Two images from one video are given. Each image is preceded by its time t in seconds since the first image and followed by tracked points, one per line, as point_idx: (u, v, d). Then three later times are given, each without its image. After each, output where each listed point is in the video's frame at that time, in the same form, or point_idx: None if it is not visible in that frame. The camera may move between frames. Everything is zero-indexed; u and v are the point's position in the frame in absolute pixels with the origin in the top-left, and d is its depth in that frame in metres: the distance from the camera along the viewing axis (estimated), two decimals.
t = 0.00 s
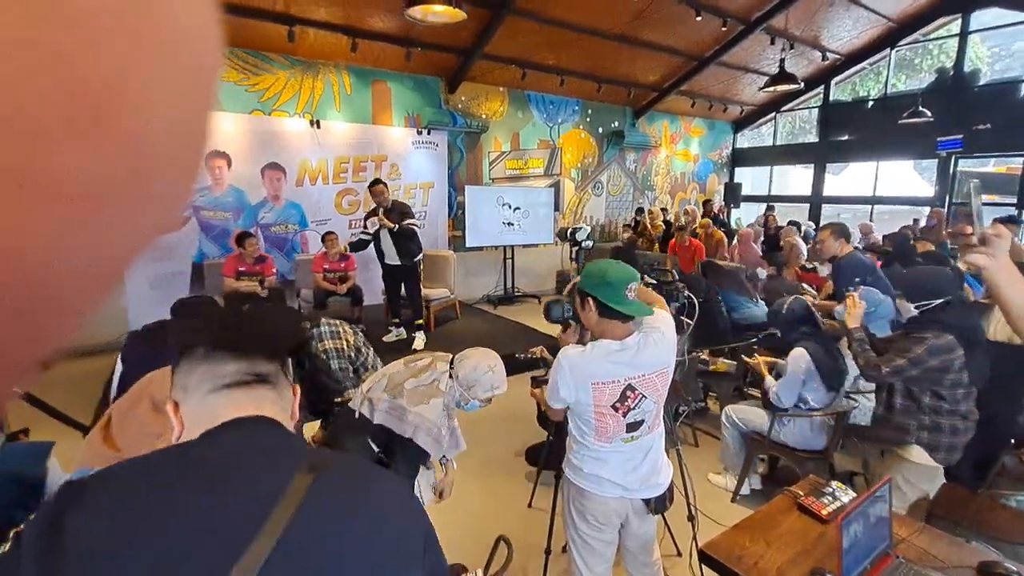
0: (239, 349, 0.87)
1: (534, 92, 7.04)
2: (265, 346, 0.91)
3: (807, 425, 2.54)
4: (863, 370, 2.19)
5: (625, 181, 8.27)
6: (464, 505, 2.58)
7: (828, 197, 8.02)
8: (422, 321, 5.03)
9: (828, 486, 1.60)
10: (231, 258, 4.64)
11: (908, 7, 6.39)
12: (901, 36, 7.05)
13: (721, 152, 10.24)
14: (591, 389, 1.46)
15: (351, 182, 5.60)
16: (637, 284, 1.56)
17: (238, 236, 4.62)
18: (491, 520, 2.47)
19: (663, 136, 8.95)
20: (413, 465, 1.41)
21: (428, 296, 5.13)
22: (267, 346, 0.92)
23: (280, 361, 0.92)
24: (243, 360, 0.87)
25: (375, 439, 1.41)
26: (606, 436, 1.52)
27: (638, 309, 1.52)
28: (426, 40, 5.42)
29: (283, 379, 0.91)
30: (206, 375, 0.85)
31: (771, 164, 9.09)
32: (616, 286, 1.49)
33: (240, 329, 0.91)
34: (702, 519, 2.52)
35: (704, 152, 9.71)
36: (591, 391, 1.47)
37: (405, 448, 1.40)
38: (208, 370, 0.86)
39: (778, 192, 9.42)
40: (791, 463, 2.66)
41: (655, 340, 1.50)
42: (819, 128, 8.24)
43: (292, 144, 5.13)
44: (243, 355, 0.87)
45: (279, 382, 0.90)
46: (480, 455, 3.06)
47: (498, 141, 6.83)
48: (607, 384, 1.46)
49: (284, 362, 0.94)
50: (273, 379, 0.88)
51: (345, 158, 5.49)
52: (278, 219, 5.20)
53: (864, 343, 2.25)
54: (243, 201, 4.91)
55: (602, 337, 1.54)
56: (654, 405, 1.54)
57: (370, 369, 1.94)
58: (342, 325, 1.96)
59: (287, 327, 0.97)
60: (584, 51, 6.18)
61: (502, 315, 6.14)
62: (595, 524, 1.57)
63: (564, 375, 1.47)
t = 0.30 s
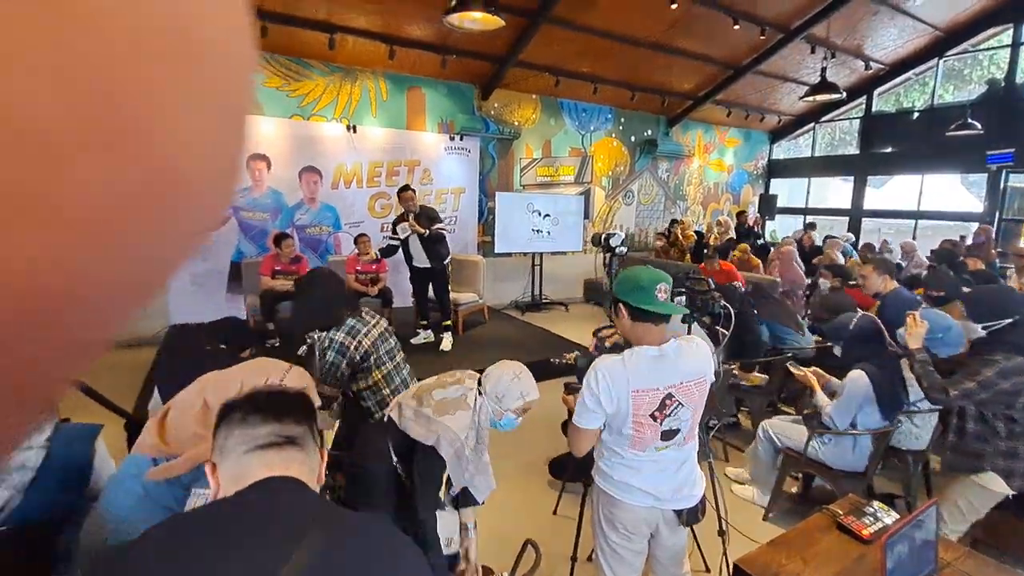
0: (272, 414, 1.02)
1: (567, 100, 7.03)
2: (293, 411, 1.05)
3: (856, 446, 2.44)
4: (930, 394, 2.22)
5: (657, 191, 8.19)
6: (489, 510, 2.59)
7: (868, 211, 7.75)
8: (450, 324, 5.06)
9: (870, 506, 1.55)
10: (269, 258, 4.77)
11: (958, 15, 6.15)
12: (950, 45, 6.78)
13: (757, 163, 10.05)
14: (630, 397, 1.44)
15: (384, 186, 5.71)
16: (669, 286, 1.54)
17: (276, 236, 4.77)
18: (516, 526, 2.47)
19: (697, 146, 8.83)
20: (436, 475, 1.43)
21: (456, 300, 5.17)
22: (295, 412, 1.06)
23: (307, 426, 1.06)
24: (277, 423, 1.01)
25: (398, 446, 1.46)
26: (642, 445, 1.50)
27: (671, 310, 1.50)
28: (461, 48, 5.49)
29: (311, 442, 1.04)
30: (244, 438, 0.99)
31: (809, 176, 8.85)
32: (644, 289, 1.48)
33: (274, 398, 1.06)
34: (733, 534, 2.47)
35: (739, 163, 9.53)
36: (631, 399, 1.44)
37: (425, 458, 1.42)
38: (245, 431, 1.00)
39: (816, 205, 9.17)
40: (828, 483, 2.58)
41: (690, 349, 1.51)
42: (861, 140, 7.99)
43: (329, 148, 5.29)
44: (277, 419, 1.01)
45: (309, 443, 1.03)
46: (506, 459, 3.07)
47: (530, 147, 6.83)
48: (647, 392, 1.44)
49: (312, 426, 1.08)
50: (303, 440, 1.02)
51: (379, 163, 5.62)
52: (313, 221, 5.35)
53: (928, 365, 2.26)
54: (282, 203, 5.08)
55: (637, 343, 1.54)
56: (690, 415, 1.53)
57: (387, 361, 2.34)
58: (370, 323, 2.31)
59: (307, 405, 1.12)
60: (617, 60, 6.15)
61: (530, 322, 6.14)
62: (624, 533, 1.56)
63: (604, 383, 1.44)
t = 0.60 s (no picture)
0: (316, 479, 0.91)
1: (605, 107, 6.98)
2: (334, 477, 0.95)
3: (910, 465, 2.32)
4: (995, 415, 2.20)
5: (694, 199, 8.04)
6: (520, 515, 2.57)
7: (920, 222, 7.39)
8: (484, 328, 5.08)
9: (928, 527, 1.47)
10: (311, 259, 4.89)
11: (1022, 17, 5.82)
12: (1013, 48, 6.42)
13: (800, 171, 9.75)
14: (682, 404, 1.41)
15: (421, 191, 5.82)
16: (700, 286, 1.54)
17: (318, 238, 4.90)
18: (550, 533, 2.43)
19: (736, 154, 8.64)
20: (480, 474, 1.42)
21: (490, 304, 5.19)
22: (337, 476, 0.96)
23: (347, 490, 0.96)
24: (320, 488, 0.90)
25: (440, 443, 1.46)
26: (691, 455, 1.46)
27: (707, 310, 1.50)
28: (499, 55, 5.53)
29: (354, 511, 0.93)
30: (285, 506, 0.88)
31: (856, 185, 8.51)
32: (677, 295, 1.49)
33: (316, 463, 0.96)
34: (776, 551, 2.37)
35: (780, 171, 9.25)
36: (684, 406, 1.41)
37: (473, 456, 1.40)
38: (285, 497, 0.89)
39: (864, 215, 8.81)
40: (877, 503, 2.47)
41: (740, 355, 1.48)
42: (913, 148, 7.63)
43: (369, 153, 5.44)
44: (319, 485, 0.91)
45: (351, 511, 0.92)
46: (542, 464, 3.04)
47: (566, 154, 6.79)
48: (699, 398, 1.41)
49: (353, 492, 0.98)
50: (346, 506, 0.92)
51: (417, 168, 5.74)
52: (353, 224, 5.49)
53: (995, 387, 2.19)
54: (322, 206, 5.32)
55: (681, 349, 1.52)
56: (740, 424, 1.50)
57: (397, 386, 2.22)
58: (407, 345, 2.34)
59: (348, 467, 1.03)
60: (656, 65, 6.08)
61: (563, 328, 6.09)
62: (666, 543, 1.53)
63: (657, 389, 1.41)
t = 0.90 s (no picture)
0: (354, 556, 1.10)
1: (640, 109, 6.89)
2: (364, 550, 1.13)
3: (962, 481, 2.21)
4: None
5: (731, 201, 7.84)
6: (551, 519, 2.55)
7: (975, 226, 7.00)
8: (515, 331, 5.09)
9: (983, 546, 1.40)
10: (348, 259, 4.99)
11: None
12: None
13: (844, 173, 9.40)
14: (723, 406, 1.38)
15: (454, 194, 5.87)
16: (740, 291, 1.53)
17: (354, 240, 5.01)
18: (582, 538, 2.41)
19: (776, 155, 8.38)
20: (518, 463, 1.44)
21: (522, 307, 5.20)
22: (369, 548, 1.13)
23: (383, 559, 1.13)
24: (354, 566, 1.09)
25: (472, 434, 1.45)
26: (732, 462, 1.42)
27: (749, 314, 1.49)
28: (534, 58, 5.53)
29: None
30: None
31: (904, 188, 8.13)
32: (718, 298, 1.49)
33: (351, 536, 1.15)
34: (817, 567, 2.29)
35: (822, 173, 8.93)
36: (724, 410, 1.38)
37: (508, 430, 1.42)
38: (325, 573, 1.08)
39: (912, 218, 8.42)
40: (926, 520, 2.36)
41: (783, 361, 1.44)
42: (967, 148, 7.25)
43: (405, 157, 5.53)
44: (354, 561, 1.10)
45: None
46: (572, 470, 3.01)
47: (599, 157, 6.73)
48: (740, 402, 1.38)
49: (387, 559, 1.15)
50: None
51: (450, 171, 5.79)
52: (388, 227, 5.61)
53: None
54: (358, 208, 5.45)
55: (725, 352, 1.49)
56: (784, 433, 1.45)
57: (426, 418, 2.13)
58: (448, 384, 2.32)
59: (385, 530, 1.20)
60: (692, 66, 5.97)
61: (594, 332, 6.04)
62: (705, 552, 1.49)
63: (694, 390, 1.39)
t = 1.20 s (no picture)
0: None
1: (668, 114, 6.79)
2: None
3: (1007, 501, 2.06)
4: None
5: (763, 208, 7.65)
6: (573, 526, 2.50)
7: None
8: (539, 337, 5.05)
9: None
10: (373, 263, 5.04)
11: None
12: None
13: (882, 179, 9.09)
14: (754, 410, 1.33)
15: (479, 200, 5.88)
16: (772, 296, 1.49)
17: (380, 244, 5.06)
18: (605, 545, 2.35)
19: (810, 161, 8.15)
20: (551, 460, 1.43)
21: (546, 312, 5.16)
22: None
23: None
24: None
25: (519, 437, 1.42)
26: (764, 469, 1.36)
27: (784, 318, 1.44)
28: (561, 64, 5.52)
29: None
30: None
31: (946, 194, 7.79)
32: (751, 304, 1.47)
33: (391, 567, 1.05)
34: None
35: (859, 179, 8.64)
36: (755, 414, 1.33)
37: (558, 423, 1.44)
38: None
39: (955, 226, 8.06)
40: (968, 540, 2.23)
41: (821, 367, 1.38)
42: (1015, 153, 6.91)
43: (431, 162, 5.58)
44: None
45: None
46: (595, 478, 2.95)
47: (626, 162, 6.66)
48: (774, 407, 1.33)
49: None
50: None
51: (476, 177, 5.83)
52: (414, 231, 5.66)
53: None
54: (385, 213, 5.52)
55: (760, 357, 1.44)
56: (820, 442, 1.38)
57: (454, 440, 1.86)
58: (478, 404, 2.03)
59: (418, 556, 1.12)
60: (722, 70, 5.86)
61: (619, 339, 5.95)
62: (735, 562, 1.43)
63: (725, 393, 1.35)
